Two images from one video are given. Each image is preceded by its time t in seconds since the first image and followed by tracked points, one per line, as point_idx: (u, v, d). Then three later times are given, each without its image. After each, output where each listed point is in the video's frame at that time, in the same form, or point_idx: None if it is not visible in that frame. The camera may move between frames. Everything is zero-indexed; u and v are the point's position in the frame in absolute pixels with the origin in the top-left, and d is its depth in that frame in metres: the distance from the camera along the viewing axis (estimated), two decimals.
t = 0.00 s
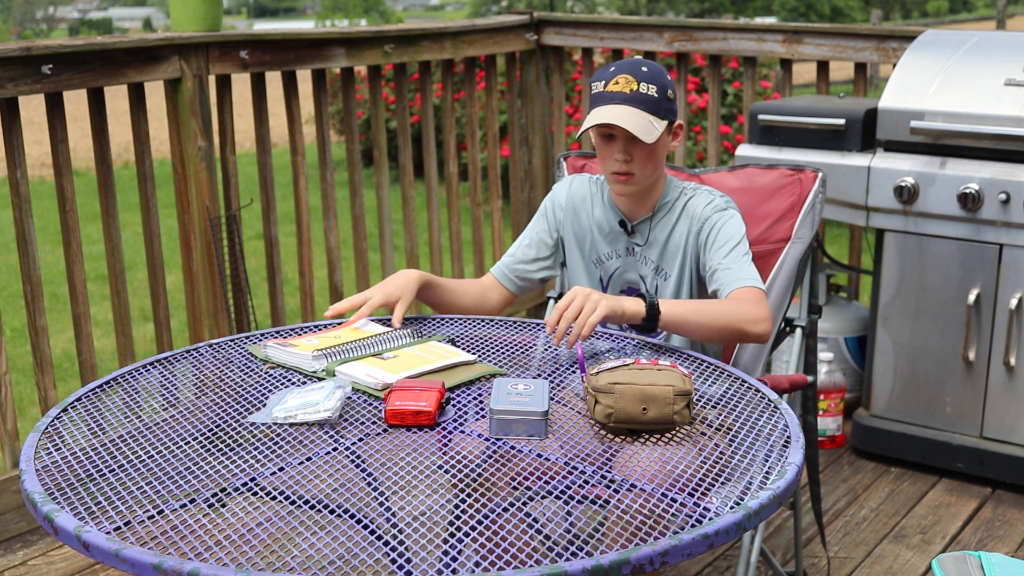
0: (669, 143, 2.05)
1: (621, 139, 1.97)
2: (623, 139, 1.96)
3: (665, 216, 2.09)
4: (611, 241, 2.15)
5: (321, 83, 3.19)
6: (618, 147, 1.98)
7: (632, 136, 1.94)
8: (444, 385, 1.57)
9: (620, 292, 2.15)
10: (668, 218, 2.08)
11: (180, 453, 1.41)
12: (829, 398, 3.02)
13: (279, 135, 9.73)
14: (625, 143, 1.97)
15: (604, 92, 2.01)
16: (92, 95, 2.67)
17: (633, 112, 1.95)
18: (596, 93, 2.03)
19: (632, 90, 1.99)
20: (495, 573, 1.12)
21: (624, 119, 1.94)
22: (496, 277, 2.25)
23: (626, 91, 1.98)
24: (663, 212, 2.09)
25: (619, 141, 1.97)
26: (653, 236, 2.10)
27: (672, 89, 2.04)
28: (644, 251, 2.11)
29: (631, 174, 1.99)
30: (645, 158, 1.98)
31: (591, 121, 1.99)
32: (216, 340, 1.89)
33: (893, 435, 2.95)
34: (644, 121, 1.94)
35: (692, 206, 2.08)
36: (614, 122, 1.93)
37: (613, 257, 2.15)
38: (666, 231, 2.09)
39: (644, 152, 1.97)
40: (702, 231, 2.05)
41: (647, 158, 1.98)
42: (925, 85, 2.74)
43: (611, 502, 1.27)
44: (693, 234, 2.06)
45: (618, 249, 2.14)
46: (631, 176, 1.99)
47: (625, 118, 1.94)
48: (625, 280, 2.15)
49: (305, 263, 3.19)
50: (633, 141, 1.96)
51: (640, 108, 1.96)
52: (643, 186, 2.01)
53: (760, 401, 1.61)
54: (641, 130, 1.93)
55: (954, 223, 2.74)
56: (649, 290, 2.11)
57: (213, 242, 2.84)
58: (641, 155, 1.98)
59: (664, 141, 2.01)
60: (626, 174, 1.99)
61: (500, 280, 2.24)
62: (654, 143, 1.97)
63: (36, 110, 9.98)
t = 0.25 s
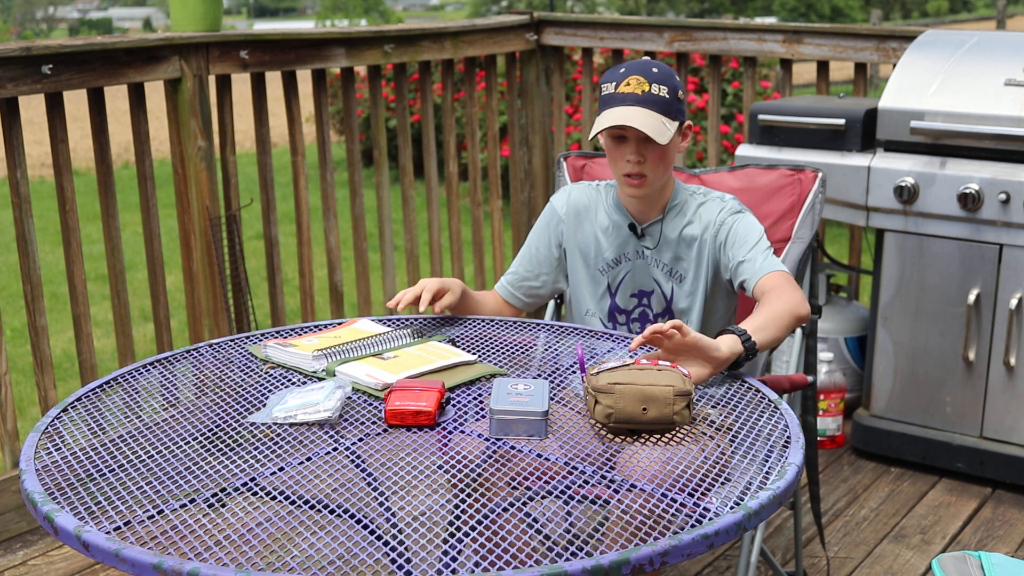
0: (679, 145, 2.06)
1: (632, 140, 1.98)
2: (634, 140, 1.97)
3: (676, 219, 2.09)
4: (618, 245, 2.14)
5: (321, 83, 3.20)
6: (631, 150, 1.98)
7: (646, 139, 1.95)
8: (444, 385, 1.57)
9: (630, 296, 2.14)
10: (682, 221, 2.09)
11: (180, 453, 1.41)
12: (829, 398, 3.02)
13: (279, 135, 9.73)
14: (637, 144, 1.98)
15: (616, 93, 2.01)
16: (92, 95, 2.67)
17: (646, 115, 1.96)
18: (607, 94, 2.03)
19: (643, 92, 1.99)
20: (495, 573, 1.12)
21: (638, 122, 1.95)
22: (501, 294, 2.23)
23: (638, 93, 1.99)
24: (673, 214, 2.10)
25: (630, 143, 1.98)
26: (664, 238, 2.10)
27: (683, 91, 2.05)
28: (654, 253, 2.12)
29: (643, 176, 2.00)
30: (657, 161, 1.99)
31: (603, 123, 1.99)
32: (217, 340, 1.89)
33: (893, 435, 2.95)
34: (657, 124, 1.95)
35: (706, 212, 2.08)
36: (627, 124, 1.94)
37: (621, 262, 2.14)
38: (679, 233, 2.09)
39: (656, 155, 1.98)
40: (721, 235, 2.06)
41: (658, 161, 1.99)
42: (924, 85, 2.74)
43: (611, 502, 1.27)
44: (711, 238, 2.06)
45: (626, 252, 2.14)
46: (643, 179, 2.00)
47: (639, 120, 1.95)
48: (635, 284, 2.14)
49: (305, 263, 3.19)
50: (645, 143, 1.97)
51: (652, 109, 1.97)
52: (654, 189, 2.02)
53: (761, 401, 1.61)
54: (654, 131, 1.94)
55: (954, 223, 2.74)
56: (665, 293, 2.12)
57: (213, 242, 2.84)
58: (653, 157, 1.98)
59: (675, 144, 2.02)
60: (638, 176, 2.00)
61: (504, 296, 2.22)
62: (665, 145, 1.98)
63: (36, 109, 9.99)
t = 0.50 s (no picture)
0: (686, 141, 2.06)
1: (639, 127, 1.97)
2: (640, 127, 1.97)
3: (678, 222, 2.08)
4: (619, 243, 2.14)
5: (321, 83, 3.19)
6: (637, 137, 1.98)
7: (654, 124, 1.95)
8: (444, 385, 1.57)
9: (628, 296, 2.14)
10: (683, 223, 2.08)
11: (180, 453, 1.41)
12: (829, 398, 3.02)
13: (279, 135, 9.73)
14: (643, 131, 1.97)
15: (625, 83, 2.02)
16: (92, 95, 2.67)
17: (654, 102, 1.95)
18: (617, 85, 2.03)
19: (653, 81, 1.99)
20: (495, 573, 1.12)
21: (647, 106, 1.95)
22: (508, 289, 2.25)
23: (647, 81, 1.99)
24: (675, 216, 2.09)
25: (636, 129, 1.98)
26: (664, 238, 2.10)
27: (692, 86, 2.04)
28: (654, 253, 2.11)
29: (647, 165, 1.99)
30: (663, 150, 1.98)
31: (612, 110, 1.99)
32: (217, 340, 1.89)
33: (892, 435, 2.95)
34: (665, 111, 1.95)
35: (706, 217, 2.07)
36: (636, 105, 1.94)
37: (622, 260, 2.15)
38: (679, 234, 2.08)
39: (662, 144, 1.98)
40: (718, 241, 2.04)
41: (664, 150, 1.98)
42: (924, 85, 2.74)
43: (611, 502, 1.27)
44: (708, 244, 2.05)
45: (628, 251, 2.14)
46: (647, 167, 1.99)
47: (648, 106, 1.95)
48: (635, 283, 2.14)
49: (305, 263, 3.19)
50: (651, 130, 1.97)
51: (661, 98, 1.97)
52: (659, 179, 2.01)
53: (760, 401, 1.61)
54: (659, 115, 1.94)
55: (954, 223, 2.74)
56: (661, 295, 2.11)
57: (213, 242, 2.84)
58: (658, 145, 1.98)
59: (682, 136, 2.01)
60: (642, 165, 1.99)
61: (509, 291, 2.25)
62: (672, 134, 1.98)
63: (36, 109, 9.99)
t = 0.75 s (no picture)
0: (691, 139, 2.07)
1: (647, 124, 1.98)
2: (649, 124, 1.98)
3: (685, 218, 2.09)
4: (625, 243, 2.14)
5: (321, 83, 3.19)
6: (645, 134, 1.99)
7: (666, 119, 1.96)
8: (444, 385, 1.57)
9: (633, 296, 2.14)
10: (691, 221, 2.09)
11: (180, 453, 1.41)
12: (829, 398, 3.02)
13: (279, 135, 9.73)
14: (651, 128, 1.98)
15: (631, 80, 2.01)
16: (92, 95, 2.67)
17: (662, 99, 1.95)
18: (622, 83, 2.02)
19: (659, 78, 1.99)
20: (496, 573, 1.12)
21: (656, 102, 1.95)
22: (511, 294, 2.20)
23: (654, 79, 1.98)
24: (682, 213, 2.10)
25: (645, 126, 1.99)
26: (671, 235, 2.10)
27: (695, 85, 2.05)
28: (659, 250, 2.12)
29: (655, 162, 1.99)
30: (671, 147, 1.99)
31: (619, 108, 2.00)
32: (217, 340, 1.89)
33: (893, 435, 2.95)
34: (674, 109, 1.95)
35: (716, 215, 2.09)
36: (647, 100, 1.95)
37: (627, 260, 2.14)
38: (685, 231, 2.09)
39: (670, 141, 1.99)
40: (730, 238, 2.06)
41: (672, 147, 1.99)
42: (925, 85, 2.74)
43: (610, 502, 1.27)
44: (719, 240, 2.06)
45: (633, 250, 2.14)
46: (656, 164, 1.99)
47: (657, 102, 1.95)
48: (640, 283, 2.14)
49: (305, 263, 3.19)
50: (660, 127, 1.98)
51: (668, 95, 1.97)
52: (666, 177, 2.02)
53: (760, 401, 1.61)
54: (670, 111, 1.94)
55: (954, 223, 2.74)
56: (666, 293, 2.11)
57: (213, 242, 2.84)
58: (666, 142, 1.99)
59: (689, 134, 2.02)
60: (650, 162, 2.00)
61: (512, 295, 2.19)
62: (680, 131, 1.99)
63: (36, 109, 9.99)
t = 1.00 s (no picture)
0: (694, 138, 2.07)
1: (652, 125, 1.99)
2: (654, 125, 1.99)
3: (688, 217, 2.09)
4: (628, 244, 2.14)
5: (321, 83, 3.19)
6: (651, 135, 1.99)
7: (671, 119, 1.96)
8: (444, 385, 1.57)
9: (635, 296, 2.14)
10: (695, 220, 2.09)
11: (180, 453, 1.41)
12: (829, 398, 3.02)
13: (279, 135, 9.73)
14: (656, 128, 1.99)
15: (634, 81, 2.00)
16: (92, 95, 2.67)
17: (667, 99, 1.96)
18: (625, 84, 2.02)
19: (663, 79, 1.98)
20: (496, 573, 1.12)
21: (661, 103, 1.95)
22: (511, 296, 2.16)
23: (658, 79, 1.98)
24: (686, 211, 2.10)
25: (650, 127, 1.99)
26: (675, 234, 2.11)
27: (697, 84, 2.05)
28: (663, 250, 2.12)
29: (661, 162, 2.00)
30: (676, 147, 2.00)
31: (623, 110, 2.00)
32: (217, 340, 1.89)
33: (893, 435, 2.95)
34: (678, 109, 1.96)
35: (720, 212, 2.09)
36: (653, 101, 1.95)
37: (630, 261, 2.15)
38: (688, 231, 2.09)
39: (675, 141, 1.99)
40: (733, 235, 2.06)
41: (677, 147, 2.00)
42: (925, 85, 2.74)
43: (610, 502, 1.27)
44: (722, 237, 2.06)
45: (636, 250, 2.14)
46: (661, 164, 2.00)
47: (663, 103, 1.95)
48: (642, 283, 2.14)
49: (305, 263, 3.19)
50: (665, 127, 1.98)
51: (672, 96, 1.97)
52: (671, 177, 2.02)
53: (760, 401, 1.61)
54: (677, 111, 1.95)
55: (954, 223, 2.74)
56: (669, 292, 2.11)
57: (213, 242, 2.84)
58: (672, 143, 1.99)
59: (693, 134, 2.02)
60: (656, 163, 2.00)
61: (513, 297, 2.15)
62: (685, 132, 1.99)
63: (36, 109, 9.99)
